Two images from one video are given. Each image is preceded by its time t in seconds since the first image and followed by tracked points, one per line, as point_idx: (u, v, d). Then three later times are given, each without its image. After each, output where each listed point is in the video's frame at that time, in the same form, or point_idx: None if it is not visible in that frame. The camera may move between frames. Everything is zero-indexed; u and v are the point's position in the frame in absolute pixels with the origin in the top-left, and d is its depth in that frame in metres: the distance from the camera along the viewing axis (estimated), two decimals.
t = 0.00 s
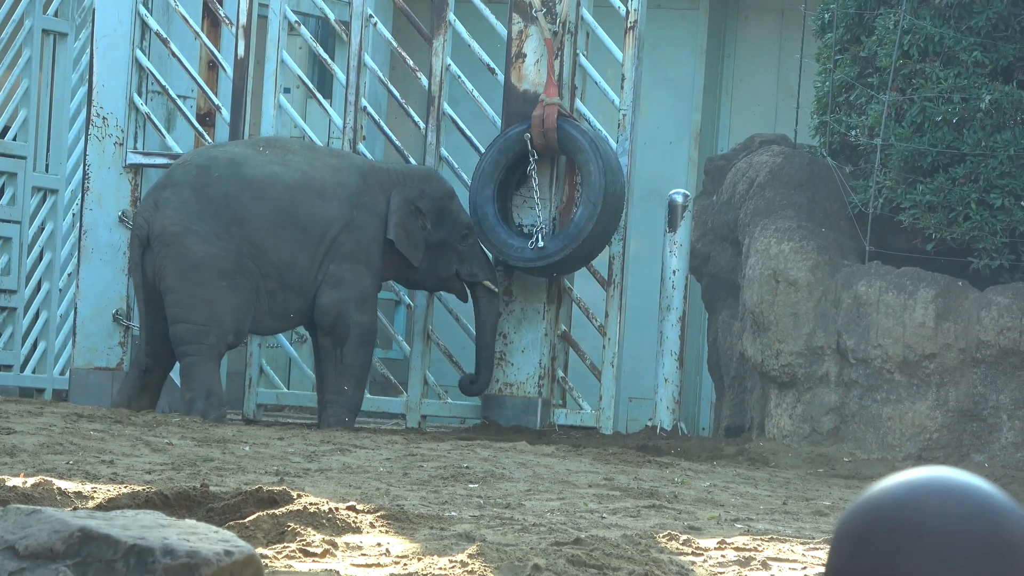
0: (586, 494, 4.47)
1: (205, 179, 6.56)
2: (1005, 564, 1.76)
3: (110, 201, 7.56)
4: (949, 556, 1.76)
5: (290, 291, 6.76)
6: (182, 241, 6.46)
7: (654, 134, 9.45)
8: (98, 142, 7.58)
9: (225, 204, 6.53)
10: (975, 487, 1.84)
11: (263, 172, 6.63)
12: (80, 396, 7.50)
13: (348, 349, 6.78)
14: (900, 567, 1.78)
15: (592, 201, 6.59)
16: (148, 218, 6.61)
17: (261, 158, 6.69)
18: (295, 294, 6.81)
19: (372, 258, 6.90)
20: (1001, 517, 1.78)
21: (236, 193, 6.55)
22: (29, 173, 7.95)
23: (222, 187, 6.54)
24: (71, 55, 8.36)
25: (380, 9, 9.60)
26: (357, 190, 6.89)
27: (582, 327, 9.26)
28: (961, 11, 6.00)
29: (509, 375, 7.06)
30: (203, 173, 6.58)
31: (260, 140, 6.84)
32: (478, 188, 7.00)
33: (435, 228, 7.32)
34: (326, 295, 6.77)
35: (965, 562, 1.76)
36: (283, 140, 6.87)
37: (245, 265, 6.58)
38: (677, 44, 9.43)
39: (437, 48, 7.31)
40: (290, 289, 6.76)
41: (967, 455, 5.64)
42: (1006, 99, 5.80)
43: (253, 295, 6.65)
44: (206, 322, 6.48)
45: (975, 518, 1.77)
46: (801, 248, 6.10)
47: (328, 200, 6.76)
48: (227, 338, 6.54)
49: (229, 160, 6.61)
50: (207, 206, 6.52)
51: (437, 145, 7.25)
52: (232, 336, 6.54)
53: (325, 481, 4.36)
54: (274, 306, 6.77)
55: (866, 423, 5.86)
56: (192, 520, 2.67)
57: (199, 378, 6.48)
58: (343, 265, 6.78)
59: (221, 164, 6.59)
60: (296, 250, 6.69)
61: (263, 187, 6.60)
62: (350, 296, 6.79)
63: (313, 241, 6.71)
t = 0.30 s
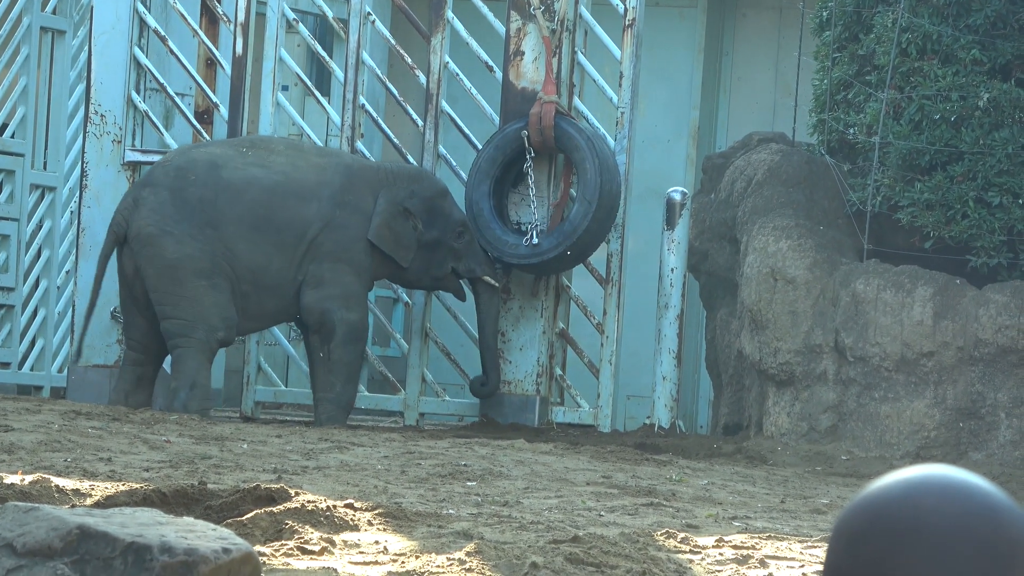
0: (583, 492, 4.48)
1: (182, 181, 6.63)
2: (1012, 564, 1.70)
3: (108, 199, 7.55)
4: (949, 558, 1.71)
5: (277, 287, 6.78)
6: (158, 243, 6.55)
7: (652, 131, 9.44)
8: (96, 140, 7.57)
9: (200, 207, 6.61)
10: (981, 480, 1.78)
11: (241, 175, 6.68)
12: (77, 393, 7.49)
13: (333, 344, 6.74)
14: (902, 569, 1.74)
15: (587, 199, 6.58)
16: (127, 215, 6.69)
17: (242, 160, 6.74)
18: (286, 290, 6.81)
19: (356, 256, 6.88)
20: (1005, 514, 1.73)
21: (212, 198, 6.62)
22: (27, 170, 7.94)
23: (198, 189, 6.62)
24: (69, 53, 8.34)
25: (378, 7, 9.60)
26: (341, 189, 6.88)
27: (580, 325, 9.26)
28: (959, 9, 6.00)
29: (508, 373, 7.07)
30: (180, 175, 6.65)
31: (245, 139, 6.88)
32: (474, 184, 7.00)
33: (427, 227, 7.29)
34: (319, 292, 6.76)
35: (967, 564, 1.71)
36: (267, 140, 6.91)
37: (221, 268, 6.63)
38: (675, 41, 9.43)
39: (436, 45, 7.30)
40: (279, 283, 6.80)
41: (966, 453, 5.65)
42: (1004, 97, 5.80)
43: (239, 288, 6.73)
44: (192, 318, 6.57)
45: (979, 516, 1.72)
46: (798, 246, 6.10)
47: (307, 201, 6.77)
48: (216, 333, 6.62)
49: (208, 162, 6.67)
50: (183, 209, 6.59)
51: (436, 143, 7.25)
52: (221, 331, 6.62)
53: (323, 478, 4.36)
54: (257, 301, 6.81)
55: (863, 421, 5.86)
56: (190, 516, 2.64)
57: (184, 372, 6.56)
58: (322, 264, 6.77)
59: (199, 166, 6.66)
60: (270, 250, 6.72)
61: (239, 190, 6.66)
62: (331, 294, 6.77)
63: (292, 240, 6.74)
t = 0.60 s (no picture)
0: (583, 489, 4.48)
1: (173, 173, 6.65)
2: (1018, 564, 1.51)
3: (108, 195, 7.55)
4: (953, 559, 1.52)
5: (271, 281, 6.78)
6: (144, 234, 6.56)
7: (653, 129, 9.44)
8: (96, 136, 7.56)
9: (190, 199, 6.62)
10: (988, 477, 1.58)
11: (232, 170, 6.68)
12: (76, 387, 7.44)
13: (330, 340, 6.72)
14: (902, 572, 1.54)
15: (590, 196, 6.58)
16: (116, 205, 6.71)
17: (234, 155, 6.75)
18: (281, 287, 6.82)
19: (348, 253, 6.87)
20: (1013, 511, 1.54)
21: (202, 190, 6.63)
22: (28, 167, 7.94)
23: (189, 182, 6.63)
24: (70, 49, 8.33)
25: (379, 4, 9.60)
26: (331, 186, 6.89)
27: (580, 322, 9.27)
28: (960, 7, 6.01)
29: (508, 370, 7.07)
30: (173, 167, 6.68)
31: (239, 135, 6.89)
32: (475, 181, 6.99)
33: (419, 223, 7.25)
34: (317, 287, 6.74)
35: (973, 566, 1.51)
36: (262, 136, 6.92)
37: (207, 265, 6.68)
38: (676, 39, 9.43)
39: (437, 42, 7.30)
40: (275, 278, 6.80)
41: (966, 451, 5.65)
42: (1005, 96, 5.80)
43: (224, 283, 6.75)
44: (160, 319, 6.63)
45: (982, 514, 1.53)
46: (799, 244, 6.10)
47: (299, 198, 6.78)
48: (180, 338, 6.71)
49: (200, 156, 6.69)
50: (173, 201, 6.61)
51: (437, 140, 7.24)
52: (184, 336, 6.70)
53: (324, 475, 4.36)
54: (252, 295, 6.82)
55: (864, 419, 5.87)
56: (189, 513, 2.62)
57: (132, 368, 6.67)
58: (314, 262, 6.78)
59: (191, 159, 6.68)
60: (261, 245, 6.72)
61: (230, 184, 6.66)
62: (326, 289, 6.74)
63: (285, 235, 6.75)
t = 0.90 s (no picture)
0: (587, 487, 4.48)
1: (164, 162, 6.66)
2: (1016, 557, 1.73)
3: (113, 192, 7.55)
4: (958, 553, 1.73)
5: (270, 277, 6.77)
6: (135, 224, 6.55)
7: (657, 128, 9.45)
8: (102, 133, 7.56)
9: (179, 187, 6.62)
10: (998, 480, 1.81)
11: (224, 159, 6.69)
12: (81, 385, 7.49)
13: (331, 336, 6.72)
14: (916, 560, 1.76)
15: (589, 194, 6.56)
16: (111, 197, 6.72)
17: (227, 145, 6.75)
18: (279, 284, 6.84)
19: (348, 253, 6.90)
20: (1018, 511, 1.75)
21: (193, 178, 6.63)
22: (32, 163, 7.93)
23: (180, 171, 6.64)
24: (75, 45, 8.33)
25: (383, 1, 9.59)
26: (331, 180, 6.89)
27: (584, 320, 9.27)
28: (965, 7, 6.00)
29: (512, 368, 7.05)
30: (165, 156, 6.67)
31: (234, 127, 6.90)
32: (477, 180, 6.97)
33: (419, 223, 7.29)
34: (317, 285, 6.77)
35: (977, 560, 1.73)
36: (258, 130, 6.92)
37: (195, 250, 6.67)
38: (681, 37, 9.43)
39: (442, 40, 7.30)
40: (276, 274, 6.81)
41: (969, 451, 5.64)
42: (1010, 95, 5.79)
43: (219, 279, 6.78)
44: (150, 310, 6.63)
45: (986, 514, 1.74)
46: (803, 242, 6.11)
47: (291, 189, 6.76)
48: (167, 327, 6.69)
49: (192, 144, 6.70)
50: (164, 190, 6.61)
51: (441, 138, 7.22)
52: (173, 323, 6.67)
53: (327, 472, 4.37)
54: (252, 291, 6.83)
55: (867, 418, 5.87)
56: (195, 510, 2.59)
57: (128, 365, 6.67)
58: (311, 260, 6.79)
59: (182, 148, 6.69)
60: (252, 238, 6.72)
61: (223, 172, 6.67)
62: (325, 285, 6.77)
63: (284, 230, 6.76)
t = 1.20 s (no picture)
0: (592, 484, 4.47)
1: (166, 158, 6.69)
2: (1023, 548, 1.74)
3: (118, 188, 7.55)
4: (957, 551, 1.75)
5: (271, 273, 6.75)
6: (136, 219, 6.59)
7: (662, 124, 9.43)
8: (106, 129, 7.55)
9: (180, 183, 6.64)
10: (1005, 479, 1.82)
11: (225, 156, 6.70)
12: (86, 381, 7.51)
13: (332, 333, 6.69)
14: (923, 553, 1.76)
15: (591, 190, 6.56)
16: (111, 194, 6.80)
17: (229, 141, 6.77)
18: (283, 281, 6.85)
19: (339, 246, 6.80)
20: None
21: (194, 173, 6.66)
22: (37, 159, 7.95)
23: (182, 166, 6.66)
24: (79, 42, 8.33)
25: None
26: (331, 177, 6.81)
27: (589, 317, 9.27)
28: (970, 3, 5.98)
29: (517, 364, 7.05)
30: (166, 152, 6.71)
31: (236, 123, 6.91)
32: (480, 175, 6.97)
33: (418, 227, 7.25)
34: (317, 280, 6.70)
35: (981, 560, 1.74)
36: (260, 127, 6.93)
37: (196, 249, 6.68)
38: (686, 34, 9.42)
39: (447, 37, 7.29)
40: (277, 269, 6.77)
41: (975, 447, 5.62)
42: (1015, 92, 5.77)
43: (221, 275, 6.77)
44: (145, 304, 6.64)
45: (993, 509, 1.76)
46: (808, 239, 6.11)
47: (293, 185, 6.74)
48: (164, 322, 6.72)
49: (194, 141, 6.72)
50: (164, 185, 6.63)
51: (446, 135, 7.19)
52: (170, 318, 6.70)
53: (333, 469, 4.37)
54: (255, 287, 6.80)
55: (873, 415, 5.86)
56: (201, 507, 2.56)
57: (130, 362, 6.69)
58: (304, 251, 6.71)
59: (184, 144, 6.72)
60: (252, 230, 6.71)
61: (224, 168, 6.68)
62: (314, 281, 6.69)
63: (287, 226, 6.73)
